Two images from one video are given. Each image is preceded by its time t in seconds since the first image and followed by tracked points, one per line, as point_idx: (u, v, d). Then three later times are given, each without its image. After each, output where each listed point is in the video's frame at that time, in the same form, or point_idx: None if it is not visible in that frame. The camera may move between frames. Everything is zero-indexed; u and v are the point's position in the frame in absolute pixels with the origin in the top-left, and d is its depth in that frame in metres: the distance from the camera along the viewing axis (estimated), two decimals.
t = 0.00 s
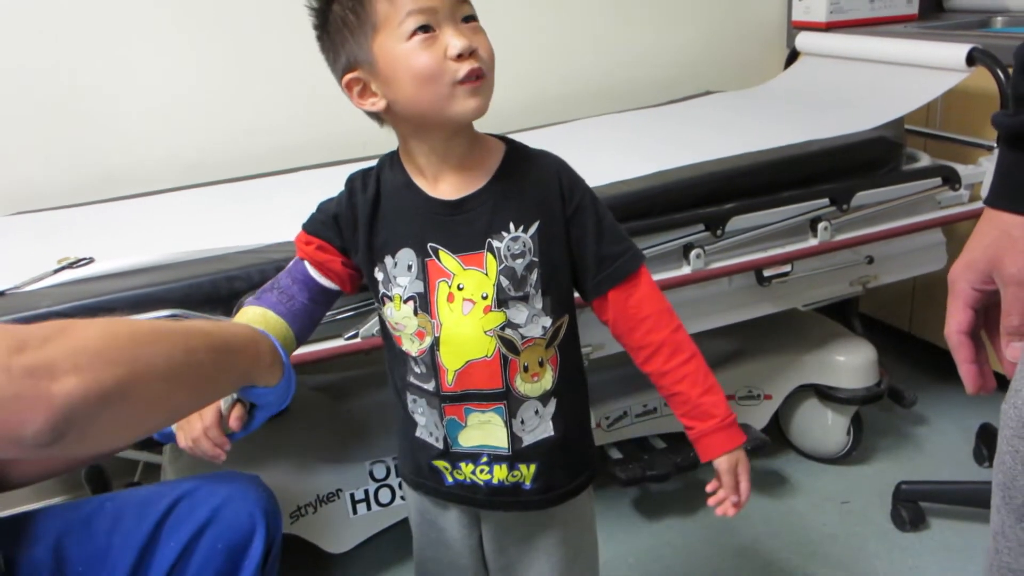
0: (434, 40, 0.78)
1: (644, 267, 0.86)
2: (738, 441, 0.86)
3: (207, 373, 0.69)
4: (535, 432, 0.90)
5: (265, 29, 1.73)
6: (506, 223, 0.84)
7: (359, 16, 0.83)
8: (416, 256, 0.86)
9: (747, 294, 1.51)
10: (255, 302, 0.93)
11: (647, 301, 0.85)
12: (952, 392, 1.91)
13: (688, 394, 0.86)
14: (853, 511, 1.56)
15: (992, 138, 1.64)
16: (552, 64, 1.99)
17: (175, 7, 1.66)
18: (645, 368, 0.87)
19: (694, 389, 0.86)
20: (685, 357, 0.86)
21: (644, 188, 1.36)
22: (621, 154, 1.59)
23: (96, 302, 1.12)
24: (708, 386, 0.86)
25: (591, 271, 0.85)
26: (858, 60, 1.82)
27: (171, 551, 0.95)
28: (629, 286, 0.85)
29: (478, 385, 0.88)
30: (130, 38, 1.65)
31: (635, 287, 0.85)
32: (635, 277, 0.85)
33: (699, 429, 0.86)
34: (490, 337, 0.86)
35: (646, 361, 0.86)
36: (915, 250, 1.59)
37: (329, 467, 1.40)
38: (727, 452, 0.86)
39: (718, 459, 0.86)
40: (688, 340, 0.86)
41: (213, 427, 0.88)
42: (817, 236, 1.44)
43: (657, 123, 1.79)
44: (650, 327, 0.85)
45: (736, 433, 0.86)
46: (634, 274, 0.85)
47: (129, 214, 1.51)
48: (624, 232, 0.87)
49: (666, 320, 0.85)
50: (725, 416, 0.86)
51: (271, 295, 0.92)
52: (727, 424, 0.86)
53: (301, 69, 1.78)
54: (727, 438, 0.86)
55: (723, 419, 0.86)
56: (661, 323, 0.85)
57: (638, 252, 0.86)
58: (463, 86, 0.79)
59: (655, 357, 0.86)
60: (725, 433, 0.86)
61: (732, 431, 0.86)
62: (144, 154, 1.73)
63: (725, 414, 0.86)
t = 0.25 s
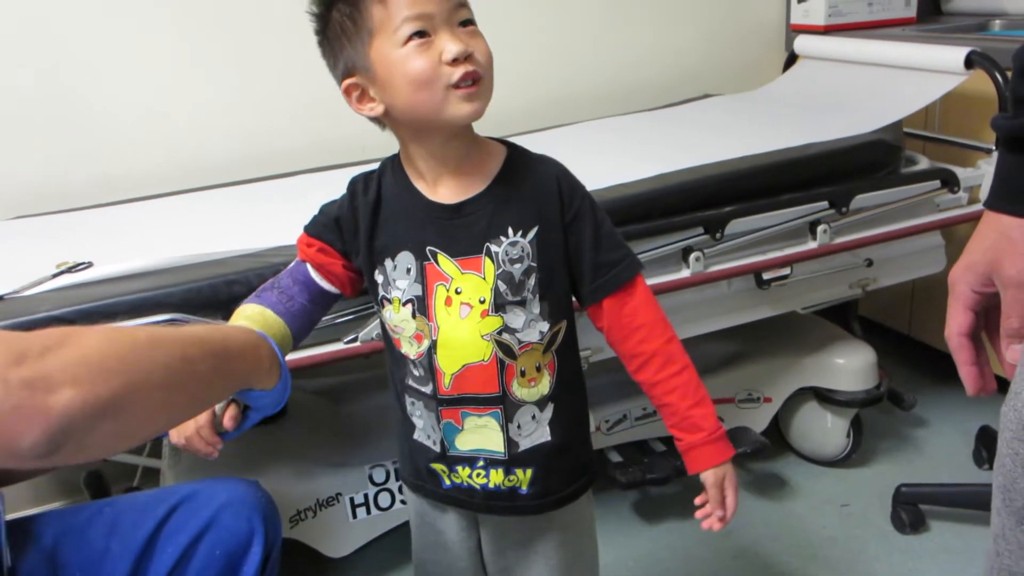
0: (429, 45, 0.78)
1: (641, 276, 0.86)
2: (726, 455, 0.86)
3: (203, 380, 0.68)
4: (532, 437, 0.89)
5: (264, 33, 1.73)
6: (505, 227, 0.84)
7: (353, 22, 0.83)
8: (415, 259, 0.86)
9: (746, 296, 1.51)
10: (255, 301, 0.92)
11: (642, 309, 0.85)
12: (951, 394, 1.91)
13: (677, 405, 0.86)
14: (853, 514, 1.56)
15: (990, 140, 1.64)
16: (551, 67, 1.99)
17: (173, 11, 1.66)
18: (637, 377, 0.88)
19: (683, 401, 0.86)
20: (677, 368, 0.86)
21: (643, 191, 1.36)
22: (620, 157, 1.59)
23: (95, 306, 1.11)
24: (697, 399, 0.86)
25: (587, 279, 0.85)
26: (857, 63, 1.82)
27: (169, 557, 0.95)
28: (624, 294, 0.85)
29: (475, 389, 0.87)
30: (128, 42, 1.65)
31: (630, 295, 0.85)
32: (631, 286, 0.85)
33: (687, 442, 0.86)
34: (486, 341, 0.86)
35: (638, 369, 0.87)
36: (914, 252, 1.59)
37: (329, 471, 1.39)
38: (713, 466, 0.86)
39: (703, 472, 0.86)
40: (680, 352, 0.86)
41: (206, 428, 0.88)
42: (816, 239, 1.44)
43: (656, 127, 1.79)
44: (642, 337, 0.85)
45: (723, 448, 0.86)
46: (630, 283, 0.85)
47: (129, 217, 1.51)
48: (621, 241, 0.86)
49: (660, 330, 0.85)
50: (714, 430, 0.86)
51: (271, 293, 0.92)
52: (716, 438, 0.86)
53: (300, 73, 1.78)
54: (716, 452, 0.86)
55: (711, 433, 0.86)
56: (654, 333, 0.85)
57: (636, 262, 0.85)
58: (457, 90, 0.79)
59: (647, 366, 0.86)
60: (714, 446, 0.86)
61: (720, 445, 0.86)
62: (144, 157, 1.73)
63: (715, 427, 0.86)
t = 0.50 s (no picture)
0: (382, 97, 0.78)
1: (635, 284, 0.86)
2: (711, 466, 0.86)
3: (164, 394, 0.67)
4: (520, 438, 0.89)
5: (263, 33, 1.73)
6: (499, 225, 0.84)
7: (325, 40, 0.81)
8: (410, 255, 0.86)
9: (745, 296, 1.51)
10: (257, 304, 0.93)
11: (633, 316, 0.85)
12: (950, 394, 1.91)
13: (664, 414, 0.86)
14: (852, 513, 1.56)
15: (989, 140, 1.64)
16: (550, 67, 1.99)
17: (172, 12, 1.66)
18: (626, 384, 0.87)
19: (670, 410, 0.85)
20: (665, 376, 0.86)
21: (642, 191, 1.36)
22: (619, 157, 1.59)
23: (94, 306, 1.11)
24: (684, 409, 0.85)
25: (579, 283, 0.85)
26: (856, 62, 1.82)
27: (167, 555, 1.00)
28: (616, 300, 0.85)
29: (464, 387, 0.87)
30: (128, 43, 1.65)
31: (622, 302, 0.85)
32: (623, 291, 0.85)
33: (673, 452, 0.86)
34: (477, 338, 0.86)
35: (627, 376, 0.86)
36: (914, 252, 1.59)
37: (328, 472, 1.39)
38: (699, 477, 0.85)
39: (688, 483, 0.86)
40: (670, 361, 0.86)
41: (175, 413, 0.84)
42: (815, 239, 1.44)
43: (655, 126, 1.79)
44: (632, 343, 0.85)
45: (709, 459, 0.85)
46: (623, 290, 0.85)
47: (129, 217, 1.51)
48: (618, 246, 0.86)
49: (651, 337, 0.85)
50: (700, 441, 0.85)
51: (274, 298, 0.92)
52: (702, 449, 0.85)
53: (299, 72, 1.78)
54: (701, 463, 0.85)
55: (697, 444, 0.85)
56: (644, 340, 0.85)
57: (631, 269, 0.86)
58: (412, 131, 0.79)
59: (636, 373, 0.86)
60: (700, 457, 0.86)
61: (706, 456, 0.85)
62: (144, 157, 1.73)
63: (701, 438, 0.85)
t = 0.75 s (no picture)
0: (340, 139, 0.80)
1: (625, 299, 0.85)
2: (684, 489, 0.85)
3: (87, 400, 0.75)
4: (500, 440, 0.88)
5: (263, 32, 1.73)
6: (488, 231, 0.83)
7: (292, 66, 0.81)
8: (403, 254, 0.87)
9: (744, 295, 1.51)
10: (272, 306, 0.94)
11: (621, 332, 0.84)
12: (950, 393, 1.91)
13: (643, 431, 0.85)
14: (852, 512, 1.56)
15: (988, 139, 1.64)
16: (549, 66, 1.98)
17: (173, 11, 1.66)
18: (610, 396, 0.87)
19: (650, 428, 0.85)
20: (648, 394, 0.85)
21: (642, 190, 1.36)
22: (619, 156, 1.59)
23: (93, 306, 1.11)
24: (663, 429, 0.85)
25: (569, 295, 0.84)
26: (855, 61, 1.82)
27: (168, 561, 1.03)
28: (606, 313, 0.84)
29: (445, 388, 0.87)
30: (128, 42, 1.65)
31: (612, 316, 0.84)
32: (614, 306, 0.84)
33: (648, 469, 0.85)
34: (458, 342, 0.85)
35: (611, 390, 0.86)
36: (914, 251, 1.59)
37: (327, 471, 1.39)
38: (672, 497, 0.85)
39: (660, 502, 0.85)
40: (654, 379, 0.85)
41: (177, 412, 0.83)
42: (814, 238, 1.44)
43: (655, 125, 1.79)
44: (618, 358, 0.84)
45: (683, 481, 0.85)
46: (612, 305, 0.84)
47: (130, 217, 1.51)
48: (611, 259, 0.85)
49: (637, 354, 0.84)
50: (675, 462, 0.85)
51: (288, 296, 0.93)
52: (677, 470, 0.85)
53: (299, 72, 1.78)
54: (675, 484, 0.85)
55: (672, 465, 0.85)
56: (631, 356, 0.84)
57: (623, 284, 0.84)
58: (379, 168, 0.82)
59: (620, 389, 0.85)
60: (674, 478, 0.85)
61: (681, 478, 0.85)
62: (144, 157, 1.73)
63: (677, 459, 0.85)
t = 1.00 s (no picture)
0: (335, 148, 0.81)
1: (616, 307, 0.84)
2: (661, 502, 0.84)
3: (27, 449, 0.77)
4: (495, 442, 0.88)
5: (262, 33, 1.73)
6: (482, 235, 0.83)
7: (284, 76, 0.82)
8: (398, 257, 0.87)
9: (743, 294, 1.51)
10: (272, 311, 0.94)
11: (608, 340, 0.83)
12: (949, 391, 1.91)
13: (624, 440, 0.85)
14: (851, 511, 1.56)
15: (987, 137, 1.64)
16: (548, 66, 1.99)
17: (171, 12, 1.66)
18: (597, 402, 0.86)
19: (631, 438, 0.84)
20: (632, 405, 0.84)
21: (641, 190, 1.36)
22: (617, 155, 1.59)
23: (92, 307, 1.11)
24: (645, 439, 0.84)
25: (562, 298, 0.83)
26: (854, 60, 1.82)
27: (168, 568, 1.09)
28: (596, 320, 0.83)
29: (440, 390, 0.86)
30: (127, 43, 1.65)
31: (602, 323, 0.83)
32: (606, 312, 0.83)
33: (628, 479, 0.85)
34: (452, 345, 0.85)
35: (597, 397, 0.85)
36: (912, 249, 1.59)
37: (326, 472, 1.40)
38: (649, 510, 0.84)
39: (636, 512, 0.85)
40: (641, 389, 0.84)
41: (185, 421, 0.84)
42: (813, 237, 1.44)
43: (653, 125, 1.79)
44: (605, 365, 0.84)
45: (662, 493, 0.84)
46: (601, 313, 0.83)
47: (130, 218, 1.52)
48: (605, 264, 0.84)
49: (622, 364, 0.83)
50: (654, 474, 0.84)
51: (291, 300, 0.93)
52: (656, 482, 0.84)
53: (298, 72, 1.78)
54: (654, 496, 0.84)
55: (651, 477, 0.84)
56: (618, 364, 0.83)
57: (617, 291, 0.83)
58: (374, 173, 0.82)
59: (604, 397, 0.85)
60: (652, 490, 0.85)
61: (659, 491, 0.84)
62: (144, 158, 1.73)
63: (658, 471, 0.84)
